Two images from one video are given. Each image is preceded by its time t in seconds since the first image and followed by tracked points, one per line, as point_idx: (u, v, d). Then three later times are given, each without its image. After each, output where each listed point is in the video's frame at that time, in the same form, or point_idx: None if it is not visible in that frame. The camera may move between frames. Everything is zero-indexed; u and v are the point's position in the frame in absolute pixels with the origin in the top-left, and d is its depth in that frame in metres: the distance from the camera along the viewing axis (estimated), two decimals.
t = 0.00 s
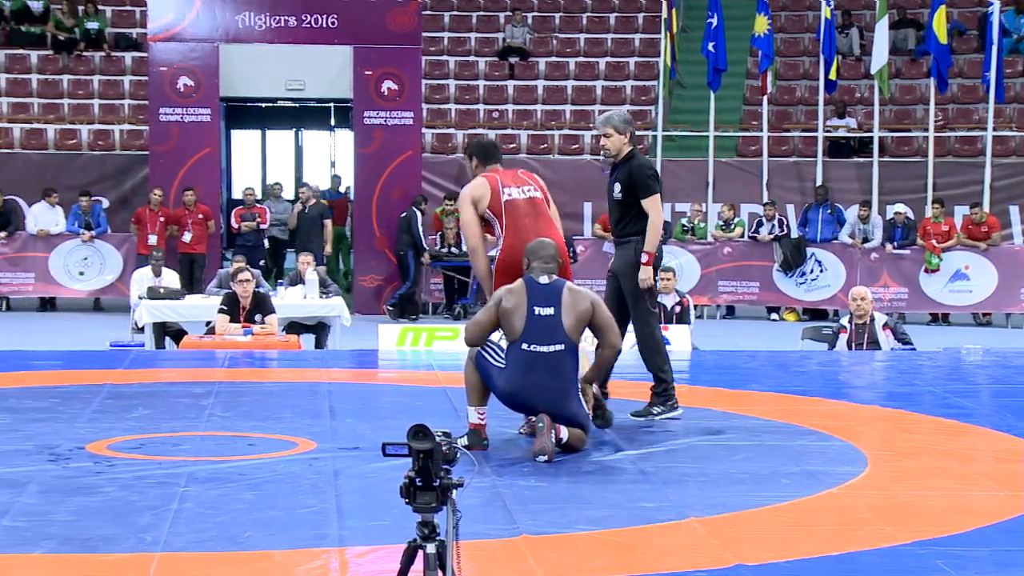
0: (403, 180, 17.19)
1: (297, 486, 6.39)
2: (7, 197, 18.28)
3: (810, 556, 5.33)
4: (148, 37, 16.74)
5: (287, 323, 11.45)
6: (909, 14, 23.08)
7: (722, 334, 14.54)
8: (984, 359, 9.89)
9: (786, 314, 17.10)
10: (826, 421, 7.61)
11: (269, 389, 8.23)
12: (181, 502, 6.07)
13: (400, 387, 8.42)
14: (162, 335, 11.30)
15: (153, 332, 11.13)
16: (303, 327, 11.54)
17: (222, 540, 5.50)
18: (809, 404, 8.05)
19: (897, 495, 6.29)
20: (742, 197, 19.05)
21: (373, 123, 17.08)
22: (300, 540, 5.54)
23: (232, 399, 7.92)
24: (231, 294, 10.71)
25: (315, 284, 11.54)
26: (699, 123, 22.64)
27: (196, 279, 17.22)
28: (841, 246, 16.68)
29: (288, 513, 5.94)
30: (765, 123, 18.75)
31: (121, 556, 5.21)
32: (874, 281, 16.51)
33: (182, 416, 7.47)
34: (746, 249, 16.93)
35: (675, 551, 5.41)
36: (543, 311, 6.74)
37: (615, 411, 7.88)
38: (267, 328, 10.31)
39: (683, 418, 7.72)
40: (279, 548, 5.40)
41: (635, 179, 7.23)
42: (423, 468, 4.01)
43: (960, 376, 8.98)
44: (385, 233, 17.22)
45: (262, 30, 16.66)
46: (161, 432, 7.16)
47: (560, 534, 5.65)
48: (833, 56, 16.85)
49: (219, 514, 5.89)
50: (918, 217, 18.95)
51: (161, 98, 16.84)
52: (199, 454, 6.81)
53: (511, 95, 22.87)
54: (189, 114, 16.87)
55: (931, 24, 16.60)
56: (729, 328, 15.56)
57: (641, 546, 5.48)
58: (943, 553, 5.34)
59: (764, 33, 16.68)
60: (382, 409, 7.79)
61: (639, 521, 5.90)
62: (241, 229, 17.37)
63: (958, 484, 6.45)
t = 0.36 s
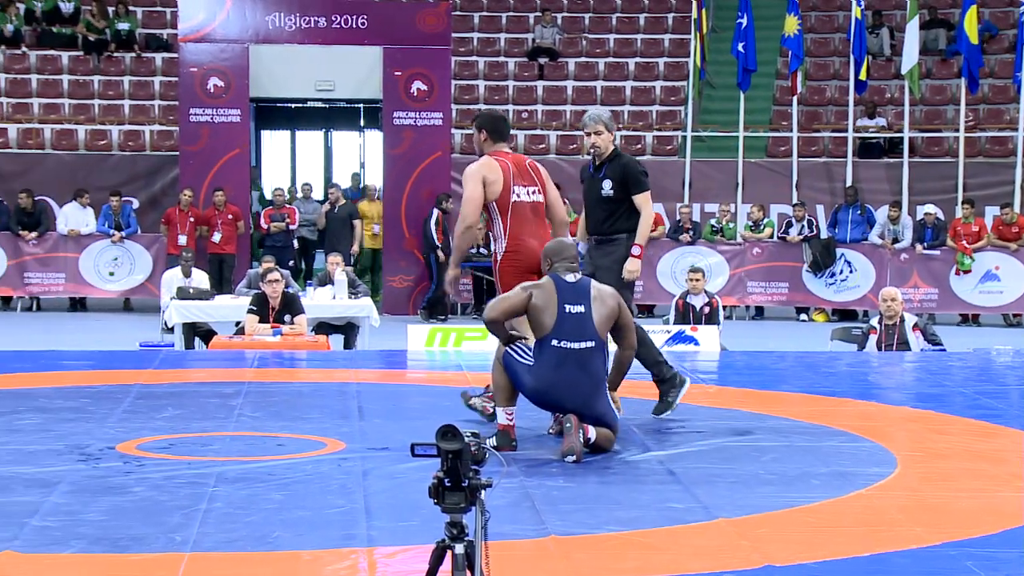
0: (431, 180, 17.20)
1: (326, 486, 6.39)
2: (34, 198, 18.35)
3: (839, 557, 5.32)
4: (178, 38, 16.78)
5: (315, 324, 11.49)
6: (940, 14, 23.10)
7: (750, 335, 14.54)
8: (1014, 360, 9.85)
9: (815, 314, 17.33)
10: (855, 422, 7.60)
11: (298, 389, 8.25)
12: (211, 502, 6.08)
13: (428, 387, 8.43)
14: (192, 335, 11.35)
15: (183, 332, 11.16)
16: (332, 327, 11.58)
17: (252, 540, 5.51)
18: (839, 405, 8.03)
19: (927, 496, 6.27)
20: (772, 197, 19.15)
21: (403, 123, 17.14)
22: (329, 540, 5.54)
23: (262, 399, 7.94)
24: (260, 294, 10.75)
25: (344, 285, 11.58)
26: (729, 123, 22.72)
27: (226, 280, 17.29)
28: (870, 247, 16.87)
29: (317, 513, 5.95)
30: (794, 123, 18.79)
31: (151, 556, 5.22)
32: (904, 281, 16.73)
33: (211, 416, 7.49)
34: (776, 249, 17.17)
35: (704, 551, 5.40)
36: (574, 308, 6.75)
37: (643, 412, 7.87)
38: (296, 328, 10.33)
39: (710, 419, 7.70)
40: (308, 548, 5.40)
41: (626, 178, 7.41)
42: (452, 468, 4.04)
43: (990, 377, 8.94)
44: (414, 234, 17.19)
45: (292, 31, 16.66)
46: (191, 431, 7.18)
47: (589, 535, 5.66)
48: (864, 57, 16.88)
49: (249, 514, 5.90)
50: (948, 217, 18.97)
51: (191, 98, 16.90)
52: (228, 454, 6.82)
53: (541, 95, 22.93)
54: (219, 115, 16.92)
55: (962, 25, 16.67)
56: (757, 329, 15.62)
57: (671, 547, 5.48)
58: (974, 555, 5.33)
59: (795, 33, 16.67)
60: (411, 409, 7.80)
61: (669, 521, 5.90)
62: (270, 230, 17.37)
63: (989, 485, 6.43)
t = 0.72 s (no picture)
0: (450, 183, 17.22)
1: (346, 487, 6.40)
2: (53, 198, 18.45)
3: (859, 559, 5.31)
4: (198, 39, 16.85)
5: (335, 324, 11.51)
6: (961, 14, 23.07)
7: (770, 336, 14.53)
8: None
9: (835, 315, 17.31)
10: (875, 423, 7.58)
11: (318, 390, 8.26)
12: (231, 502, 6.09)
13: (447, 388, 8.43)
14: (212, 335, 11.38)
15: (202, 333, 11.19)
16: (352, 328, 11.61)
17: (272, 541, 5.52)
18: (859, 407, 8.01)
19: (947, 497, 6.26)
20: (791, 199, 19.16)
21: (422, 124, 17.09)
22: (349, 541, 5.55)
23: (282, 399, 7.95)
24: (279, 295, 10.78)
25: (363, 285, 11.60)
26: (749, 124, 22.75)
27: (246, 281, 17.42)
28: (890, 248, 16.88)
29: (336, 514, 5.95)
30: (814, 124, 18.80)
31: (171, 556, 5.22)
32: (924, 283, 16.74)
33: (231, 417, 7.51)
34: (795, 250, 17.16)
35: (723, 553, 5.39)
36: (579, 308, 6.83)
37: (661, 414, 7.87)
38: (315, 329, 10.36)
39: (729, 420, 7.70)
40: (328, 548, 5.41)
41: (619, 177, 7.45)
42: (471, 469, 4.01)
43: (1011, 379, 8.91)
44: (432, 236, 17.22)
45: (311, 32, 16.70)
46: (211, 432, 7.19)
47: (609, 536, 5.66)
48: (883, 58, 16.85)
49: (268, 514, 5.91)
50: (969, 218, 18.93)
51: (211, 99, 16.88)
52: (248, 455, 6.84)
53: (560, 96, 22.94)
54: (239, 117, 16.91)
55: (983, 25, 16.67)
56: (775, 330, 15.62)
57: (690, 548, 5.48)
58: (994, 557, 5.32)
59: (815, 35, 16.65)
60: (429, 410, 7.82)
61: (687, 523, 5.90)
62: (291, 231, 17.43)
63: (1010, 487, 6.41)
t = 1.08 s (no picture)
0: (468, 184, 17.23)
1: (364, 488, 6.40)
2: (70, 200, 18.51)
3: (879, 561, 5.29)
4: (217, 41, 16.94)
5: (353, 326, 11.54)
6: (980, 15, 23.06)
7: (787, 337, 14.52)
8: None
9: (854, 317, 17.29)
10: (893, 426, 7.56)
11: (335, 391, 8.27)
12: (249, 503, 6.09)
13: (464, 390, 8.44)
14: (229, 337, 11.41)
15: (220, 334, 11.22)
16: (369, 330, 11.64)
17: (290, 542, 5.52)
18: (877, 409, 7.99)
19: (966, 500, 6.24)
20: (809, 201, 19.21)
21: (440, 126, 17.02)
22: (367, 542, 5.55)
23: (299, 401, 7.96)
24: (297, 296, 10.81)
25: (381, 287, 11.63)
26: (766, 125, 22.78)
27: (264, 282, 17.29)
28: (909, 248, 16.83)
29: (354, 515, 5.95)
30: (833, 126, 18.82)
31: (190, 557, 5.22)
32: (943, 284, 16.71)
33: (249, 418, 7.52)
34: (813, 250, 17.13)
35: (742, 555, 5.38)
36: (565, 303, 6.81)
37: (680, 416, 7.86)
38: (333, 330, 10.38)
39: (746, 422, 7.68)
40: (346, 549, 5.42)
41: (609, 182, 7.35)
42: (488, 470, 4.02)
43: None
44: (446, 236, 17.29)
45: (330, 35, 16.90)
46: (230, 433, 7.20)
47: (627, 537, 5.65)
48: (902, 59, 16.84)
49: (286, 515, 5.91)
50: (988, 220, 18.91)
51: (229, 101, 16.94)
52: (266, 456, 6.85)
53: (578, 97, 22.96)
54: (257, 118, 16.97)
55: (1002, 27, 16.66)
56: (791, 332, 15.61)
57: (708, 550, 5.47)
58: (1014, 560, 5.29)
59: (833, 36, 16.64)
60: (446, 411, 7.82)
61: (705, 524, 5.89)
62: (308, 232, 17.42)
63: None
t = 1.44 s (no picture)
0: (491, 184, 17.28)
1: (387, 488, 6.41)
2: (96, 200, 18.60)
3: (902, 562, 5.28)
4: (241, 41, 16.99)
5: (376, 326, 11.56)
6: (1006, 14, 22.98)
7: (811, 338, 14.47)
8: None
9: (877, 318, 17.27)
10: (918, 427, 7.53)
11: (358, 391, 8.29)
12: (273, 502, 6.11)
13: (487, 390, 8.45)
14: (253, 336, 11.45)
15: (244, 334, 11.26)
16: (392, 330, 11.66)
17: (313, 541, 5.53)
18: (900, 409, 7.98)
19: (991, 501, 6.21)
20: (833, 201, 19.20)
21: (463, 126, 17.16)
22: (389, 541, 5.55)
23: (322, 401, 7.98)
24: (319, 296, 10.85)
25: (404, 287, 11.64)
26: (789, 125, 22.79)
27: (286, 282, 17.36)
28: (933, 249, 16.78)
29: (378, 515, 5.96)
30: (856, 126, 18.81)
31: (214, 556, 5.24)
32: (968, 284, 16.62)
33: (273, 418, 7.55)
34: (837, 251, 17.11)
35: (764, 555, 5.38)
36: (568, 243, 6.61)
37: (703, 416, 7.85)
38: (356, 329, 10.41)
39: (770, 423, 7.68)
40: (369, 548, 5.42)
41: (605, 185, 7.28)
42: (512, 470, 4.02)
43: None
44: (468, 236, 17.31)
45: (354, 35, 16.91)
46: (253, 433, 7.23)
47: (650, 538, 5.64)
48: (926, 59, 16.80)
49: (310, 515, 5.93)
50: (1014, 220, 18.83)
51: (253, 102, 17.00)
52: (290, 455, 6.86)
53: (600, 97, 22.96)
54: (281, 118, 17.01)
55: None
56: (815, 332, 15.56)
57: (732, 550, 5.46)
58: None
59: (857, 35, 16.61)
60: (469, 411, 7.83)
61: (728, 525, 5.88)
62: (331, 232, 17.49)
63: None
